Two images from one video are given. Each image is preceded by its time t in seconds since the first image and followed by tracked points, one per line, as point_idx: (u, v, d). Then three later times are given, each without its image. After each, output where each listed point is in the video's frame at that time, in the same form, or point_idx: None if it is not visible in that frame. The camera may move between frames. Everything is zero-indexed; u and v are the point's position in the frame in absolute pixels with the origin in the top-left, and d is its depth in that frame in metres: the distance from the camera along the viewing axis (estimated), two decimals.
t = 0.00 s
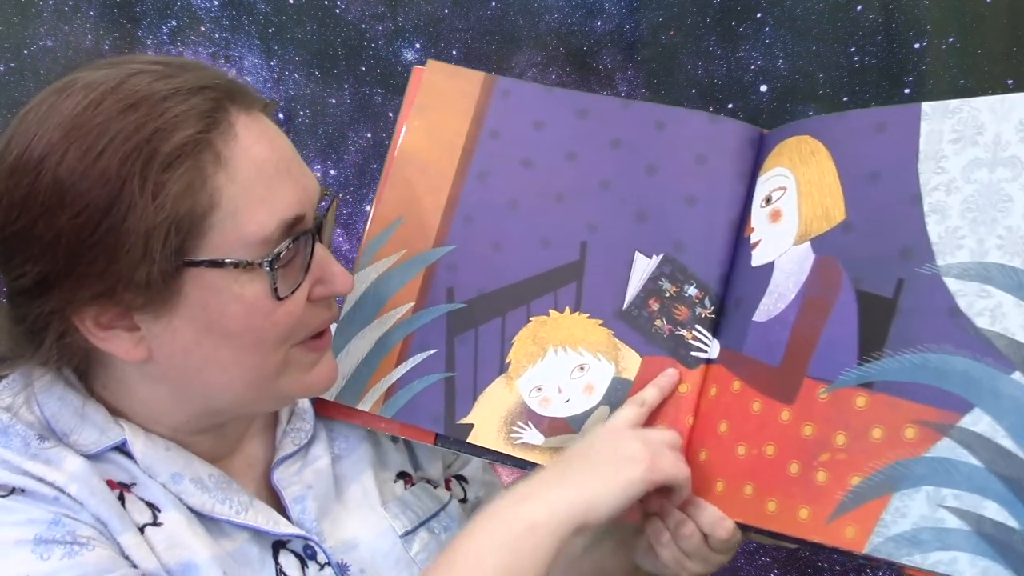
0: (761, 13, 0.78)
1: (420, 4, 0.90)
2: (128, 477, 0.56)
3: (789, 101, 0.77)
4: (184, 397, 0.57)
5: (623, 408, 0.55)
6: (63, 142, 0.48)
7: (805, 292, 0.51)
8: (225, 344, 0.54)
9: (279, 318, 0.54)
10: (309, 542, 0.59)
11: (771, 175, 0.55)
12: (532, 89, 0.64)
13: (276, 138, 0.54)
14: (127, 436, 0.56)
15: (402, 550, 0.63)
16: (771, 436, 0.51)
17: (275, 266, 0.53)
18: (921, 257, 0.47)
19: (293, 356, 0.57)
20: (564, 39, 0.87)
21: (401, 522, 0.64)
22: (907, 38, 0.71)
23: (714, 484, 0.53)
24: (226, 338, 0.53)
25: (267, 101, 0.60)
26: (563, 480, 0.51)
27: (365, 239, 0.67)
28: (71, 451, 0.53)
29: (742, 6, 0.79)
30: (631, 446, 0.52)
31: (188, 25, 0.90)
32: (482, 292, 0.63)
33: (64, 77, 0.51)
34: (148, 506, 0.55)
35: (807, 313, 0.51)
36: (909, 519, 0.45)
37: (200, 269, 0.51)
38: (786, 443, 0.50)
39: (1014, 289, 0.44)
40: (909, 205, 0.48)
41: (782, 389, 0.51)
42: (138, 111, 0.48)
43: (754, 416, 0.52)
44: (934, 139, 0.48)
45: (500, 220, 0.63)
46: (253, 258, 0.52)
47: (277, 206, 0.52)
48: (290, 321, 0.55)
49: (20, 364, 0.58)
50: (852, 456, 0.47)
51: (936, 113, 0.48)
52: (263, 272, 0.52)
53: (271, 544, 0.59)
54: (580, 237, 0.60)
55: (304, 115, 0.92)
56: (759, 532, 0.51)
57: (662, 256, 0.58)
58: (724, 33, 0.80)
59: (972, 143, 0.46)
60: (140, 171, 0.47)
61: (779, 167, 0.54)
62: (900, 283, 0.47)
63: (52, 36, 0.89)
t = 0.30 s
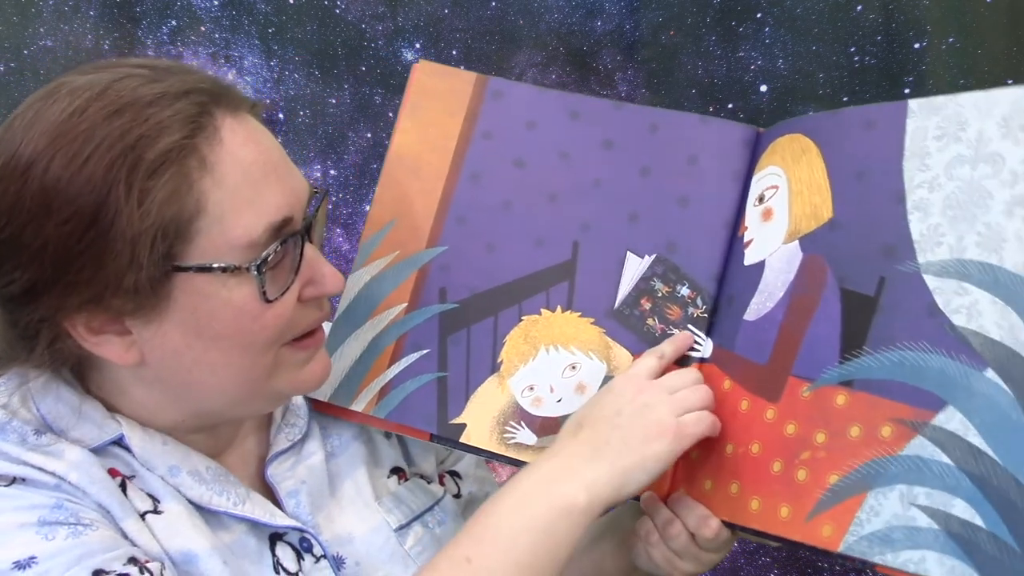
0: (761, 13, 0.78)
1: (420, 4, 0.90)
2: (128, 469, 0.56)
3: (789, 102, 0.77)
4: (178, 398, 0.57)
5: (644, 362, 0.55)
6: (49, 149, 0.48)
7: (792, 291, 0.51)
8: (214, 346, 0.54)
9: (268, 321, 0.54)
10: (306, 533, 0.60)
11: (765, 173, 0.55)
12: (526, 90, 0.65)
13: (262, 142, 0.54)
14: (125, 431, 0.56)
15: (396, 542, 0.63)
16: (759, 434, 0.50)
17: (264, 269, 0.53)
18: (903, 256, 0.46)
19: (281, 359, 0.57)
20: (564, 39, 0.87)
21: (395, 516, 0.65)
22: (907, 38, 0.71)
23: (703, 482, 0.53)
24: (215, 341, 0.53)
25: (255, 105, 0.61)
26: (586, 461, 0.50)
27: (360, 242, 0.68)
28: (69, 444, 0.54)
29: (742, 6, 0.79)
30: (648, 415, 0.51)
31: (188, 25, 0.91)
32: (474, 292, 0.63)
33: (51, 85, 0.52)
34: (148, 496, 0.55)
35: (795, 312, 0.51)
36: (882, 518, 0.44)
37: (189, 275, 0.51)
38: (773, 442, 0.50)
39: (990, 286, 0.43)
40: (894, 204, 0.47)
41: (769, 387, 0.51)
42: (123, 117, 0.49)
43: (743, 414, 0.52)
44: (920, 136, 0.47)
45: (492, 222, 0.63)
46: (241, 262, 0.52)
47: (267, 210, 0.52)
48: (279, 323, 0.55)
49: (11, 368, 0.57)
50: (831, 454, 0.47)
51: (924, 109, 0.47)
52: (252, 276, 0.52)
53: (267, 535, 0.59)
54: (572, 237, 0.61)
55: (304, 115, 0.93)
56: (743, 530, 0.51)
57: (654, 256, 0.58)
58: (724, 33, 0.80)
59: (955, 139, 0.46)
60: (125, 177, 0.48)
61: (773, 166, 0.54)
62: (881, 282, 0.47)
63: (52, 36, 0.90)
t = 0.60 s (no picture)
0: (760, 13, 0.78)
1: (420, 4, 0.91)
2: (128, 463, 0.56)
3: (789, 102, 0.77)
4: (178, 397, 0.57)
5: (636, 361, 0.55)
6: (50, 153, 0.48)
7: (788, 279, 0.51)
8: (213, 350, 0.54)
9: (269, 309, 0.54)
10: (306, 528, 0.60)
11: (755, 164, 0.55)
12: (514, 89, 0.65)
13: (262, 145, 0.54)
14: (126, 425, 0.56)
15: (397, 533, 0.63)
16: (757, 423, 0.51)
17: (263, 273, 0.53)
18: (896, 242, 0.47)
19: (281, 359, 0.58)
20: (563, 39, 0.88)
21: (395, 506, 0.65)
22: (907, 38, 0.71)
23: (702, 472, 0.53)
24: (214, 344, 0.54)
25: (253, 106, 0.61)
26: (590, 466, 0.51)
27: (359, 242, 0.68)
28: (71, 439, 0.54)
29: (742, 6, 0.80)
30: (649, 412, 0.51)
31: (188, 25, 0.91)
32: (471, 289, 0.63)
33: (50, 88, 0.52)
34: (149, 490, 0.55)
35: (790, 300, 0.51)
36: (885, 502, 0.44)
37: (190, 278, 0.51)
38: (772, 429, 0.50)
39: (984, 269, 0.43)
40: (886, 191, 0.48)
41: (767, 375, 0.51)
42: (124, 121, 0.49)
43: (741, 403, 0.52)
44: (909, 124, 0.48)
45: (485, 220, 0.64)
46: (241, 266, 0.52)
47: (265, 210, 0.52)
48: (278, 326, 0.55)
49: (13, 367, 0.57)
50: (833, 441, 0.47)
51: (913, 97, 0.48)
52: (251, 281, 0.53)
53: (268, 530, 0.59)
54: (566, 233, 0.61)
55: (304, 115, 0.93)
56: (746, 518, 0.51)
57: (647, 249, 0.58)
58: (724, 33, 0.80)
59: (945, 126, 0.46)
60: (126, 182, 0.48)
61: (763, 157, 0.55)
62: (877, 268, 0.47)
63: (52, 35, 0.91)
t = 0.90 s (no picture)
0: (761, 13, 0.78)
1: (420, 4, 0.91)
2: (128, 460, 0.56)
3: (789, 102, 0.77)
4: (178, 395, 0.57)
5: (629, 357, 0.55)
6: (51, 152, 0.48)
7: (784, 274, 0.51)
8: (213, 348, 0.54)
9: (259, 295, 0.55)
10: (306, 524, 0.60)
11: (749, 160, 0.55)
12: (510, 87, 0.66)
13: (261, 145, 0.54)
14: (126, 422, 0.56)
15: (397, 528, 0.64)
16: (755, 417, 0.51)
17: (262, 272, 0.53)
18: (891, 237, 0.47)
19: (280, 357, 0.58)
20: (564, 39, 0.88)
21: (395, 501, 0.65)
22: (907, 38, 0.71)
23: (700, 467, 0.54)
24: (214, 342, 0.54)
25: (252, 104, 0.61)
26: (586, 462, 0.51)
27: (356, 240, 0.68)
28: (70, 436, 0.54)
29: (742, 6, 0.80)
30: (646, 409, 0.51)
31: (188, 25, 0.92)
32: (469, 286, 0.63)
33: (51, 87, 0.52)
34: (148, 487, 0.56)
35: (786, 296, 0.51)
36: (881, 495, 0.45)
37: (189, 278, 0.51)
38: (770, 423, 0.50)
39: (977, 263, 0.44)
40: (880, 185, 0.48)
41: (763, 370, 0.51)
42: (124, 121, 0.49)
43: (738, 398, 0.52)
44: (902, 119, 0.48)
45: (481, 216, 0.64)
46: (241, 265, 0.52)
47: (263, 208, 0.52)
48: (279, 323, 0.55)
49: (13, 365, 0.57)
50: (829, 434, 0.47)
51: (905, 92, 0.48)
52: (251, 279, 0.53)
53: (267, 527, 0.60)
54: (562, 229, 0.61)
55: (304, 115, 0.94)
56: (744, 513, 0.51)
57: (643, 245, 0.58)
58: (724, 33, 0.80)
59: (938, 121, 0.46)
60: (126, 182, 0.48)
61: (757, 152, 0.55)
62: (873, 262, 0.47)
63: (52, 36, 0.91)
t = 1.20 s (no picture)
0: (760, 13, 0.79)
1: (420, 4, 0.91)
2: (125, 461, 0.56)
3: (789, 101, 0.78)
4: (176, 394, 0.57)
5: (613, 356, 0.56)
6: (46, 152, 0.48)
7: (779, 269, 0.52)
8: (210, 346, 0.54)
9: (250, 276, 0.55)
10: (303, 525, 0.61)
11: (744, 156, 0.56)
12: (506, 86, 0.66)
13: (257, 143, 0.54)
14: (123, 422, 0.56)
15: (394, 527, 0.64)
16: (752, 410, 0.51)
17: (259, 270, 0.53)
18: (885, 228, 0.47)
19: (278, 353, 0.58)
20: (564, 39, 0.88)
21: (394, 500, 0.65)
22: (907, 38, 0.72)
23: (698, 460, 0.54)
24: (212, 340, 0.54)
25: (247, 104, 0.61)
26: (579, 462, 0.51)
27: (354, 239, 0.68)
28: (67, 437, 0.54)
29: (742, 6, 0.80)
30: (640, 407, 0.52)
31: (188, 26, 0.92)
32: (466, 284, 0.64)
33: (46, 88, 0.52)
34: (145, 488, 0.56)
35: (781, 290, 0.51)
36: (879, 483, 0.45)
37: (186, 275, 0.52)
38: (767, 416, 0.50)
39: (970, 250, 0.44)
40: (874, 178, 0.48)
41: (760, 363, 0.51)
42: (119, 120, 0.49)
43: (735, 391, 0.52)
44: (895, 111, 0.48)
45: (478, 214, 0.64)
46: (237, 264, 0.53)
47: (262, 207, 0.52)
48: (277, 320, 0.55)
49: (11, 365, 0.57)
50: (826, 425, 0.47)
51: (898, 85, 0.48)
52: (247, 278, 0.53)
53: (266, 527, 0.60)
54: (559, 227, 0.61)
55: (304, 115, 0.94)
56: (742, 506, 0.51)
57: (640, 241, 0.59)
58: (724, 33, 0.81)
59: (931, 112, 0.47)
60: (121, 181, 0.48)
61: (751, 148, 0.55)
62: (867, 253, 0.48)
63: (52, 36, 0.91)
